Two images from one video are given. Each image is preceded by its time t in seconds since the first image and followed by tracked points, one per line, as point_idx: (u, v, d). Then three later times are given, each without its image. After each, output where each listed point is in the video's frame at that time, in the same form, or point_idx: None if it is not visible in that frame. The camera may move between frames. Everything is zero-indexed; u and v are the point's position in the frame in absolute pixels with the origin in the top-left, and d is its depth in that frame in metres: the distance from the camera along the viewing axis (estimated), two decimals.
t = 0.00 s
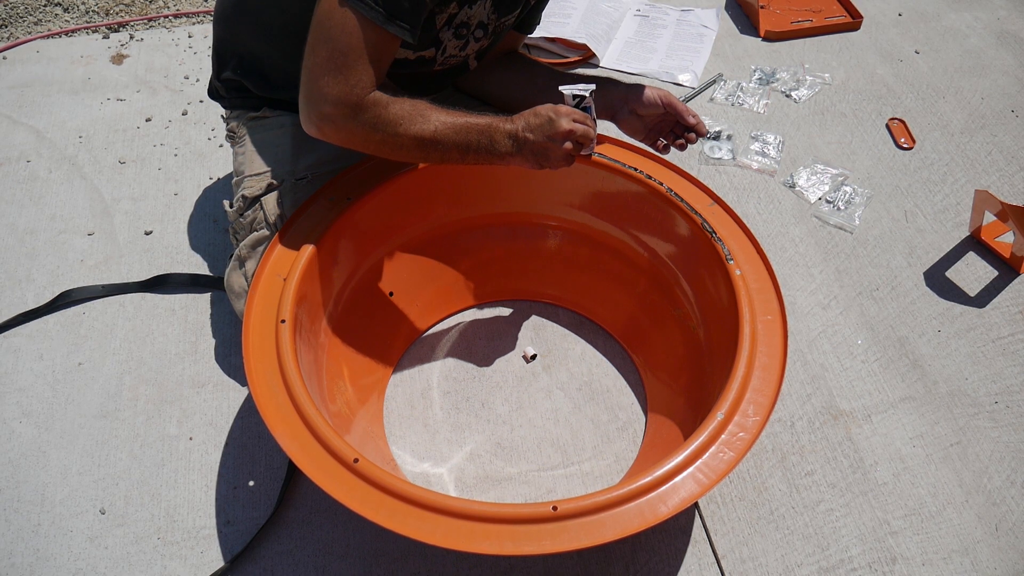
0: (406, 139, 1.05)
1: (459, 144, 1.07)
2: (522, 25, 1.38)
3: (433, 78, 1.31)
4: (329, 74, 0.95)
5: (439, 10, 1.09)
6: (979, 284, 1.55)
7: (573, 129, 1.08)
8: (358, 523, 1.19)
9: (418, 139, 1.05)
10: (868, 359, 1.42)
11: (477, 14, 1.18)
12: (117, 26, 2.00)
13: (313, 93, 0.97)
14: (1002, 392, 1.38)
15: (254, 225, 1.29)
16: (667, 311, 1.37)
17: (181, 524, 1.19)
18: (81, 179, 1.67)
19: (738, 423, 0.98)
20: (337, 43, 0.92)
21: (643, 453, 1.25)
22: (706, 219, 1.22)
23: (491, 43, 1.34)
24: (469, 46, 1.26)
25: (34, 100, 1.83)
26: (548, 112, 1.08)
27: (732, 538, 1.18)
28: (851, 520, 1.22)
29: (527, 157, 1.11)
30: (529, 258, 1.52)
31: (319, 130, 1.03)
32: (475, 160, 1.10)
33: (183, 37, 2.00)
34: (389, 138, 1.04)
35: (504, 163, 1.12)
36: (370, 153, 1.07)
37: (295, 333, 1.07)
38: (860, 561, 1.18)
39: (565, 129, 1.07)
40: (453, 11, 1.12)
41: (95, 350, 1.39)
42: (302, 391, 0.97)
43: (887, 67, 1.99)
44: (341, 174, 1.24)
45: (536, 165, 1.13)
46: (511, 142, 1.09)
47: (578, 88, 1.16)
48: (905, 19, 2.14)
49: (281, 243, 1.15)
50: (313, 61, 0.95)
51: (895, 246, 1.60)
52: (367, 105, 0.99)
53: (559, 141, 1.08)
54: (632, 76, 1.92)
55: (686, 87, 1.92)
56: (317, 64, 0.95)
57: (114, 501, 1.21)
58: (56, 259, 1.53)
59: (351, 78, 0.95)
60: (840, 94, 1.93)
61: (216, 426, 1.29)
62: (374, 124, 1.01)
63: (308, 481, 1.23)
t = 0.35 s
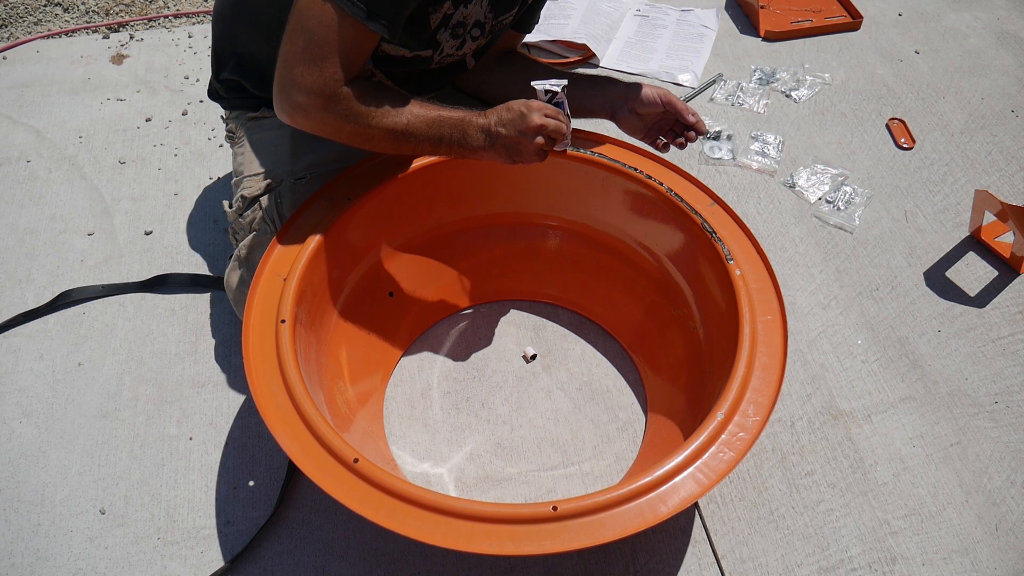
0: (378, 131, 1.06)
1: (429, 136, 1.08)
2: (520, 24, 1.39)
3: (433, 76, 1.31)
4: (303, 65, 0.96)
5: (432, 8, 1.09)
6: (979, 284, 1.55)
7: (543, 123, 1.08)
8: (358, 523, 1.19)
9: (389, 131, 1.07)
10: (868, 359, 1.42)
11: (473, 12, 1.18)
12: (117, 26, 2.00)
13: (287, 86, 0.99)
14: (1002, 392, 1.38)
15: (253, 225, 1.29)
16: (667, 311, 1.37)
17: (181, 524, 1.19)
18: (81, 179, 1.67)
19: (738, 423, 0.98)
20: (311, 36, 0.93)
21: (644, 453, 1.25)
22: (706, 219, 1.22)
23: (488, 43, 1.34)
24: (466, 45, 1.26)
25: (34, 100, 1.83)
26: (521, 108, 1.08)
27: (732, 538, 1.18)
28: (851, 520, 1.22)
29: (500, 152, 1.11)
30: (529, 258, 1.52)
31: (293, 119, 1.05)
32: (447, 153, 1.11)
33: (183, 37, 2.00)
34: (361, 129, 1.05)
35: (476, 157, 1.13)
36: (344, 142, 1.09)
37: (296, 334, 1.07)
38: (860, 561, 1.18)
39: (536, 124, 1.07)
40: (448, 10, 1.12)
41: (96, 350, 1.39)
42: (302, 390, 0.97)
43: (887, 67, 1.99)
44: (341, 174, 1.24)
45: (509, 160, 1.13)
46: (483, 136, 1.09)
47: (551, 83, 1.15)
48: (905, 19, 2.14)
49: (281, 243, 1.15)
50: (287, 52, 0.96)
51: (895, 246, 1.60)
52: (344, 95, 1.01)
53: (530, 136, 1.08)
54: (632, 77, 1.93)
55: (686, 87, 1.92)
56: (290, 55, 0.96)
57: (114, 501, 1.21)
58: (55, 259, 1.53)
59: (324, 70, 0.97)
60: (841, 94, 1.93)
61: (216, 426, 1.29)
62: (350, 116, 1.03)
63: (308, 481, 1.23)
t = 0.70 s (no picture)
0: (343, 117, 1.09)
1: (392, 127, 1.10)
2: (516, 24, 1.39)
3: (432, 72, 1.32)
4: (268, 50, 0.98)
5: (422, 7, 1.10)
6: (979, 284, 1.55)
7: (506, 120, 1.08)
8: (358, 523, 1.19)
9: (352, 119, 1.08)
10: (869, 359, 1.42)
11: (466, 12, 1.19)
12: (117, 26, 2.00)
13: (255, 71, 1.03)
14: (1002, 392, 1.38)
15: (253, 226, 1.30)
16: (667, 311, 1.37)
17: (181, 524, 1.19)
18: (81, 179, 1.67)
19: (738, 423, 0.98)
20: (277, 21, 0.95)
21: (643, 453, 1.25)
22: (705, 219, 1.22)
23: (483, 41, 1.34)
24: (460, 45, 1.26)
25: (34, 100, 1.83)
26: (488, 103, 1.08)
27: (732, 538, 1.18)
28: (851, 520, 1.22)
29: (463, 146, 1.11)
30: (529, 258, 1.52)
31: (262, 104, 1.09)
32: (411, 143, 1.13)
33: (183, 37, 2.00)
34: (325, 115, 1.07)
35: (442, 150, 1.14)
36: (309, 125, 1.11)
37: (296, 334, 1.07)
38: (859, 561, 1.18)
39: (498, 120, 1.07)
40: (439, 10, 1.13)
41: (95, 350, 1.39)
42: (302, 391, 0.97)
43: (887, 68, 1.99)
44: (341, 175, 1.24)
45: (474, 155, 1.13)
46: (447, 130, 1.10)
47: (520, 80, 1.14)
48: (905, 19, 2.14)
49: (281, 244, 1.15)
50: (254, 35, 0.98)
51: (894, 246, 1.60)
52: (308, 84, 1.04)
53: (493, 132, 1.08)
54: (632, 77, 1.93)
55: (686, 87, 1.92)
56: (257, 38, 0.98)
57: (114, 501, 1.21)
58: (55, 259, 1.53)
59: (289, 55, 0.99)
60: (841, 94, 1.93)
61: (216, 426, 1.29)
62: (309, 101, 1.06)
63: (308, 481, 1.23)
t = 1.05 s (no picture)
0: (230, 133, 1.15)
1: (213, 139, 1.16)
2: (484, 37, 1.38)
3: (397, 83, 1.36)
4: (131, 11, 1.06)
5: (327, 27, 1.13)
6: (979, 284, 1.55)
7: (280, 167, 1.07)
8: (358, 523, 1.19)
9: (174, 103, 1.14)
10: (869, 359, 1.42)
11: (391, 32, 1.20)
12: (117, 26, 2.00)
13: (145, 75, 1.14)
14: (1002, 392, 1.38)
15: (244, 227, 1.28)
16: (667, 311, 1.37)
17: (181, 524, 1.19)
18: (81, 179, 1.67)
19: (738, 423, 0.98)
20: None
21: (643, 453, 1.26)
22: (705, 219, 1.21)
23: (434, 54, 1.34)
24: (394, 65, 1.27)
25: (34, 100, 1.83)
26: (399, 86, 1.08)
27: (732, 538, 1.18)
28: (851, 520, 1.22)
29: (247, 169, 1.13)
30: (530, 258, 1.52)
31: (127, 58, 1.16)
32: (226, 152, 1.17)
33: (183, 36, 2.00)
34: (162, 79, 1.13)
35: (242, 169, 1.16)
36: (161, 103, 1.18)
37: (295, 334, 1.07)
38: (859, 561, 1.18)
39: (269, 162, 1.07)
40: (353, 33, 1.16)
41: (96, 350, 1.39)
42: (303, 391, 0.97)
43: (887, 68, 1.99)
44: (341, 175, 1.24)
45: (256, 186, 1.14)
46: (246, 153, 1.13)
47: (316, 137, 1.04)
48: (906, 19, 2.14)
49: (281, 244, 1.15)
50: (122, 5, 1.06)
51: (895, 246, 1.60)
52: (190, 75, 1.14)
53: (263, 171, 1.08)
54: (631, 77, 1.93)
55: (686, 87, 1.92)
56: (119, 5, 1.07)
57: (114, 501, 1.21)
58: (55, 259, 1.53)
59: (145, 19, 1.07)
60: (841, 94, 1.93)
61: (216, 426, 1.29)
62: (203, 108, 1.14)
63: (308, 480, 1.23)
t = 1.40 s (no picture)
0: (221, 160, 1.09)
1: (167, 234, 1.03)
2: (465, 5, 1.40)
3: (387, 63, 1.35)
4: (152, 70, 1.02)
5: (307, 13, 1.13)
6: (979, 284, 1.55)
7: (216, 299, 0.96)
8: (358, 523, 1.19)
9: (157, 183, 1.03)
10: (869, 359, 1.42)
11: (370, 10, 1.20)
12: (117, 26, 2.00)
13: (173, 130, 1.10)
14: (1002, 392, 1.38)
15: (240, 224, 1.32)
16: (667, 311, 1.37)
17: (181, 524, 1.19)
18: (81, 180, 1.67)
19: (738, 422, 0.98)
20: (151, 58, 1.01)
21: (643, 453, 1.25)
22: (706, 219, 1.21)
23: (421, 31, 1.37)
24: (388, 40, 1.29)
25: (34, 100, 1.83)
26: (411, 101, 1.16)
27: (732, 538, 1.18)
28: (851, 520, 1.22)
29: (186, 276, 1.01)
30: (529, 258, 1.51)
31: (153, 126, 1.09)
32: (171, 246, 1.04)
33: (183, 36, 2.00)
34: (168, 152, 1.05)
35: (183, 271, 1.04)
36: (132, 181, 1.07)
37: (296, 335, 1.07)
38: (859, 561, 1.18)
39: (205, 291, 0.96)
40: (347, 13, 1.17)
41: (95, 350, 1.39)
42: (302, 391, 0.97)
43: (887, 68, 1.99)
44: (340, 175, 1.24)
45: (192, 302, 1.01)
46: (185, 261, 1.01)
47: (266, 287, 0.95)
48: (906, 19, 2.14)
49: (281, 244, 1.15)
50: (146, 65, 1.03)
51: (894, 246, 1.60)
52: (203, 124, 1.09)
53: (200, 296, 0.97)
54: (631, 77, 1.93)
55: (686, 87, 1.92)
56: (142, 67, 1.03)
57: (114, 501, 1.21)
58: (55, 259, 1.53)
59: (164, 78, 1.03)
60: (840, 94, 1.93)
61: (216, 426, 1.29)
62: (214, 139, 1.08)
63: (308, 481, 1.23)
